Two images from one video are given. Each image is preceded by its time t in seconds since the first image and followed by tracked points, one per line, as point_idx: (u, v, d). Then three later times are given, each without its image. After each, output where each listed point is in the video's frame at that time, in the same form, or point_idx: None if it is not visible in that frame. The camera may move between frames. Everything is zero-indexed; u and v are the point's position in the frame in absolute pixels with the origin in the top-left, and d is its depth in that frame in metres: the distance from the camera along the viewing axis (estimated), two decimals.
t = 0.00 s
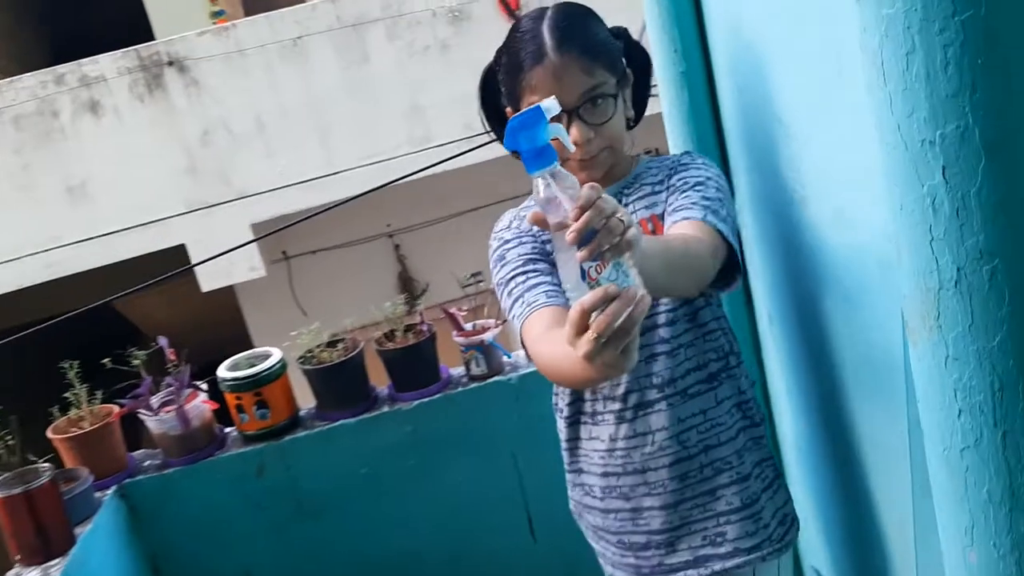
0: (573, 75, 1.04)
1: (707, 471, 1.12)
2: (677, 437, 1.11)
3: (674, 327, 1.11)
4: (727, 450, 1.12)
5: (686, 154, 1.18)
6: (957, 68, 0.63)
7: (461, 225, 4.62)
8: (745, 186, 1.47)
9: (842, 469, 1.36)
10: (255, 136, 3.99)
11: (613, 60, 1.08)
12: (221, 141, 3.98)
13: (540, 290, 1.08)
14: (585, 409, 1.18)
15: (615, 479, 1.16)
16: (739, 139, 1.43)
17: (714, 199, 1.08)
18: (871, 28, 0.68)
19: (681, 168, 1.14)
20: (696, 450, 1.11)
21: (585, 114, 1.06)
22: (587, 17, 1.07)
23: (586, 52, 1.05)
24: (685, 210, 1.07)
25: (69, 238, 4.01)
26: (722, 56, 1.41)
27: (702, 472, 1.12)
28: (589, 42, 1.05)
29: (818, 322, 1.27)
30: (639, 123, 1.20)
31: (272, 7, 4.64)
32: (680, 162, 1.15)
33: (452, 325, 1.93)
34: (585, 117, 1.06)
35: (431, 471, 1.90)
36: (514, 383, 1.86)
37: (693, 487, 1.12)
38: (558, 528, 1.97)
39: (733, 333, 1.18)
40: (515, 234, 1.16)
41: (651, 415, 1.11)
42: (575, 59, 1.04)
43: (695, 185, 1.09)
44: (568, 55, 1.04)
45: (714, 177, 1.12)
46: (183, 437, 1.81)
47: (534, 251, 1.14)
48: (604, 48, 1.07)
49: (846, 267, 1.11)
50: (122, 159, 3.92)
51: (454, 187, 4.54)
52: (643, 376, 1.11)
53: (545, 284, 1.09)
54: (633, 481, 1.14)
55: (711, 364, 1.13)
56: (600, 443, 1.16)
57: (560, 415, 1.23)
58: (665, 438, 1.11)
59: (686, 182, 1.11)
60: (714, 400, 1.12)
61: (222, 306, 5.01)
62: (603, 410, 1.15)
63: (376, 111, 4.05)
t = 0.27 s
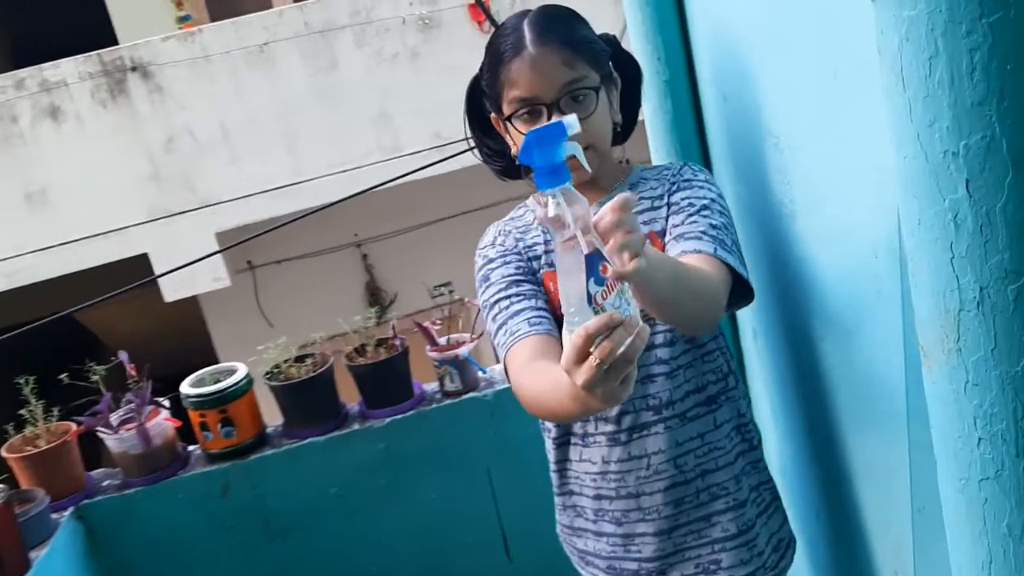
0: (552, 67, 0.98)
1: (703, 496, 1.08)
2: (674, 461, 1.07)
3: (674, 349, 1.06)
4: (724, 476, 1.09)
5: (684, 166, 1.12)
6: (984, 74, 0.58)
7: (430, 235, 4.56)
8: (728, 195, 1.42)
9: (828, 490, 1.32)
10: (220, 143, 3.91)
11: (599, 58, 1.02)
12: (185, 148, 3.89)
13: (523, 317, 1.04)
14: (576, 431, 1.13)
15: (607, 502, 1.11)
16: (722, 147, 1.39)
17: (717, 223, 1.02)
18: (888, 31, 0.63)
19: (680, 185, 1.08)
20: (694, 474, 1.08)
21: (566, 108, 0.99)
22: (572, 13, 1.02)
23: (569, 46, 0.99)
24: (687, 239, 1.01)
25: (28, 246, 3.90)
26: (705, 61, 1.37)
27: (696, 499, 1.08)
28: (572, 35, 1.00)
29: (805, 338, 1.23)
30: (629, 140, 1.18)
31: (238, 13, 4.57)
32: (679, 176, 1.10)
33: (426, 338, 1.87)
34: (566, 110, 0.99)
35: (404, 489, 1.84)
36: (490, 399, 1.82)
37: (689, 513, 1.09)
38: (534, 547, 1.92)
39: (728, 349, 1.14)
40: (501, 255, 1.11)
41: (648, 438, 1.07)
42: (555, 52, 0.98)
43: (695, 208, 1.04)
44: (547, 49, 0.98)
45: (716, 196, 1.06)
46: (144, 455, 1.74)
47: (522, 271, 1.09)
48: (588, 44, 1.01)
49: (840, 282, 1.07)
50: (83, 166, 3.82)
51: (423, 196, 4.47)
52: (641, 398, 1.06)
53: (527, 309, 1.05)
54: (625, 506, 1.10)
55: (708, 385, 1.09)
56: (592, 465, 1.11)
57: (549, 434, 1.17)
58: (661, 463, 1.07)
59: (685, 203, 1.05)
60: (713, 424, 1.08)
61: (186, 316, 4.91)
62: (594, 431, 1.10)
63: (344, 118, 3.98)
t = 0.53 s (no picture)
0: (548, 74, 0.95)
1: (703, 520, 1.05)
2: (671, 483, 1.04)
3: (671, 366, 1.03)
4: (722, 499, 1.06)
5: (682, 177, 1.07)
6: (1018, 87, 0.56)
7: (401, 248, 4.51)
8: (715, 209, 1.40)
9: (817, 511, 1.30)
10: (188, 153, 3.84)
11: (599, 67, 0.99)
12: (153, 157, 3.82)
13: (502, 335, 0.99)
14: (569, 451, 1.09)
15: (602, 523, 1.08)
16: (710, 162, 1.37)
17: (715, 246, 0.98)
18: (915, 41, 0.61)
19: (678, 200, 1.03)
20: (692, 497, 1.04)
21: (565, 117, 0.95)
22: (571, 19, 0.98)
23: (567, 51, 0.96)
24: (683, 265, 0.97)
25: None
26: (692, 74, 1.35)
27: (695, 521, 1.05)
28: (573, 42, 0.96)
29: (795, 356, 1.21)
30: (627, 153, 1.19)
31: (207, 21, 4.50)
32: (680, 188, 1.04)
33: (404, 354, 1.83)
34: (565, 119, 0.95)
35: (381, 509, 1.79)
36: (469, 417, 1.78)
37: (691, 537, 1.05)
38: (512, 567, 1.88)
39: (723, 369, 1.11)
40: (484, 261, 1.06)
41: (643, 459, 1.04)
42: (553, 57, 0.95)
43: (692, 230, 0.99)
44: (543, 55, 0.95)
45: (715, 214, 1.02)
46: (111, 474, 1.68)
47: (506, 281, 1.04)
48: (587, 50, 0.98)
49: (834, 300, 1.05)
50: (46, 175, 3.74)
51: (394, 209, 4.42)
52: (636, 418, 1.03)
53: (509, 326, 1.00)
54: (622, 527, 1.07)
55: (706, 405, 1.06)
56: (587, 484, 1.08)
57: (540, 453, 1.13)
58: (658, 484, 1.04)
59: (683, 221, 1.01)
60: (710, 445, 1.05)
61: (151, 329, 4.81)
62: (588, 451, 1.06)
63: (315, 129, 3.94)
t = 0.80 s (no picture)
0: (558, 84, 0.93)
1: (700, 546, 1.03)
2: (670, 504, 1.02)
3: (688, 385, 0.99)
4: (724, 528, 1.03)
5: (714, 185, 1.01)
6: None
7: (396, 256, 4.47)
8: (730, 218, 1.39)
9: (831, 524, 1.28)
10: (184, 158, 3.80)
11: (617, 77, 0.97)
12: (148, 162, 3.77)
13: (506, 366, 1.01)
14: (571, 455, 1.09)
15: (599, 533, 1.08)
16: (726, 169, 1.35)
17: (751, 273, 0.94)
18: (971, 33, 0.59)
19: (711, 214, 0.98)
20: (691, 522, 1.02)
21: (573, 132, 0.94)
22: (593, 25, 0.96)
23: (581, 60, 0.93)
24: (715, 295, 0.93)
25: None
26: (708, 80, 1.34)
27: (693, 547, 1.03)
28: (588, 50, 0.94)
29: (812, 367, 1.19)
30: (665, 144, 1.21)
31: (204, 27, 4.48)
32: (713, 200, 0.99)
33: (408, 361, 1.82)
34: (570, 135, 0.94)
35: (382, 517, 1.76)
36: (474, 424, 1.76)
37: (683, 561, 1.03)
38: None
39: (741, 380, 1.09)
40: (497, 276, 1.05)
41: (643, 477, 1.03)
42: (564, 67, 0.93)
43: (728, 254, 0.94)
44: (555, 64, 0.93)
45: (751, 234, 0.97)
46: (107, 480, 1.64)
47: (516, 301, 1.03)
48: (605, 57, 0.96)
49: (856, 311, 1.03)
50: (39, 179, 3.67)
51: (389, 216, 4.39)
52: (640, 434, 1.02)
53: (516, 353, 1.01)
54: (616, 540, 1.06)
55: (718, 429, 1.02)
56: (590, 492, 1.08)
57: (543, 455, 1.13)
58: (656, 504, 1.02)
59: (716, 241, 0.96)
60: (717, 471, 1.02)
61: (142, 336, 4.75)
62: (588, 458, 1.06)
63: (312, 135, 3.89)
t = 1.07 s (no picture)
0: (539, 110, 0.99)
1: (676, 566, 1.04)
2: (653, 519, 1.03)
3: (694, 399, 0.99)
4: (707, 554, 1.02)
5: (726, 228, 0.90)
6: None
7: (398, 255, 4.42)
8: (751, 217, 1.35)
9: (845, 531, 1.25)
10: (186, 152, 3.75)
11: (593, 93, 0.95)
12: (148, 154, 3.71)
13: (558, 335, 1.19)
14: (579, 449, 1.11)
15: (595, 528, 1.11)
16: (749, 164, 1.31)
17: (777, 339, 0.87)
18: None
19: (727, 268, 0.88)
20: (672, 541, 1.03)
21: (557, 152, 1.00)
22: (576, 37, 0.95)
23: (557, 82, 0.96)
24: (741, 369, 0.88)
25: None
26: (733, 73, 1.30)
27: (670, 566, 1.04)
28: (567, 68, 0.95)
29: (834, 373, 1.15)
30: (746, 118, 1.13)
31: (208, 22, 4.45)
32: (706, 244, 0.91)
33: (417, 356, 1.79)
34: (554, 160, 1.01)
35: (389, 514, 1.73)
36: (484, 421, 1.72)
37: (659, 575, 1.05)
38: None
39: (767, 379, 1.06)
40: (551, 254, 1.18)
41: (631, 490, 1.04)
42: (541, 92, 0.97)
43: (751, 322, 0.87)
44: (535, 92, 0.98)
45: (770, 294, 0.87)
46: (111, 472, 1.61)
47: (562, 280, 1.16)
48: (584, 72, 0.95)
49: (887, 316, 0.99)
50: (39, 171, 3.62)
51: (392, 215, 4.33)
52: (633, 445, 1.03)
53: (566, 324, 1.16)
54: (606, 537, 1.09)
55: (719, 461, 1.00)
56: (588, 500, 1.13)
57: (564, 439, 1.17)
58: (640, 518, 1.04)
59: (734, 307, 0.88)
60: (707, 502, 1.01)
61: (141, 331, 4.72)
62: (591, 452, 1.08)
63: (316, 131, 3.83)
